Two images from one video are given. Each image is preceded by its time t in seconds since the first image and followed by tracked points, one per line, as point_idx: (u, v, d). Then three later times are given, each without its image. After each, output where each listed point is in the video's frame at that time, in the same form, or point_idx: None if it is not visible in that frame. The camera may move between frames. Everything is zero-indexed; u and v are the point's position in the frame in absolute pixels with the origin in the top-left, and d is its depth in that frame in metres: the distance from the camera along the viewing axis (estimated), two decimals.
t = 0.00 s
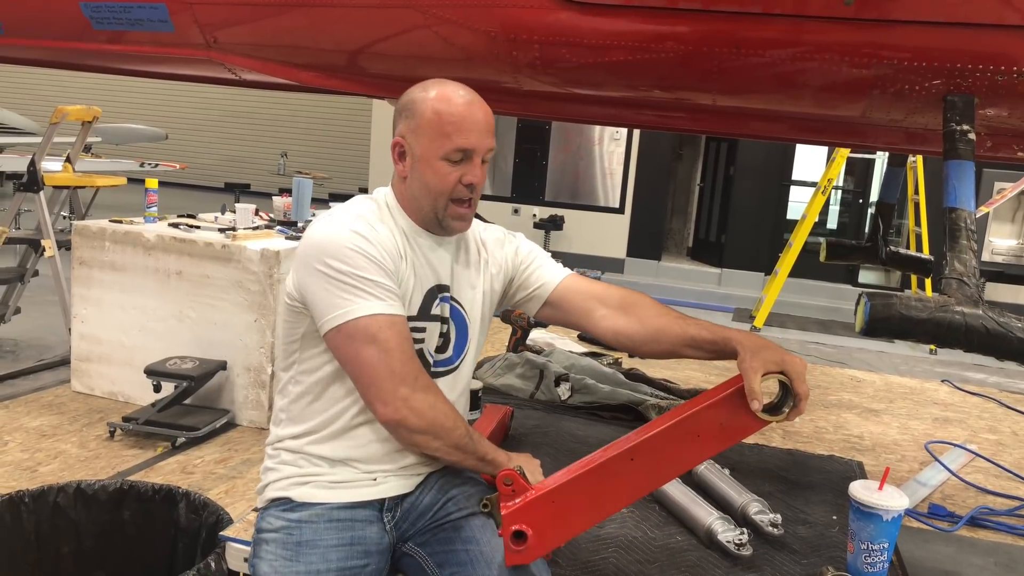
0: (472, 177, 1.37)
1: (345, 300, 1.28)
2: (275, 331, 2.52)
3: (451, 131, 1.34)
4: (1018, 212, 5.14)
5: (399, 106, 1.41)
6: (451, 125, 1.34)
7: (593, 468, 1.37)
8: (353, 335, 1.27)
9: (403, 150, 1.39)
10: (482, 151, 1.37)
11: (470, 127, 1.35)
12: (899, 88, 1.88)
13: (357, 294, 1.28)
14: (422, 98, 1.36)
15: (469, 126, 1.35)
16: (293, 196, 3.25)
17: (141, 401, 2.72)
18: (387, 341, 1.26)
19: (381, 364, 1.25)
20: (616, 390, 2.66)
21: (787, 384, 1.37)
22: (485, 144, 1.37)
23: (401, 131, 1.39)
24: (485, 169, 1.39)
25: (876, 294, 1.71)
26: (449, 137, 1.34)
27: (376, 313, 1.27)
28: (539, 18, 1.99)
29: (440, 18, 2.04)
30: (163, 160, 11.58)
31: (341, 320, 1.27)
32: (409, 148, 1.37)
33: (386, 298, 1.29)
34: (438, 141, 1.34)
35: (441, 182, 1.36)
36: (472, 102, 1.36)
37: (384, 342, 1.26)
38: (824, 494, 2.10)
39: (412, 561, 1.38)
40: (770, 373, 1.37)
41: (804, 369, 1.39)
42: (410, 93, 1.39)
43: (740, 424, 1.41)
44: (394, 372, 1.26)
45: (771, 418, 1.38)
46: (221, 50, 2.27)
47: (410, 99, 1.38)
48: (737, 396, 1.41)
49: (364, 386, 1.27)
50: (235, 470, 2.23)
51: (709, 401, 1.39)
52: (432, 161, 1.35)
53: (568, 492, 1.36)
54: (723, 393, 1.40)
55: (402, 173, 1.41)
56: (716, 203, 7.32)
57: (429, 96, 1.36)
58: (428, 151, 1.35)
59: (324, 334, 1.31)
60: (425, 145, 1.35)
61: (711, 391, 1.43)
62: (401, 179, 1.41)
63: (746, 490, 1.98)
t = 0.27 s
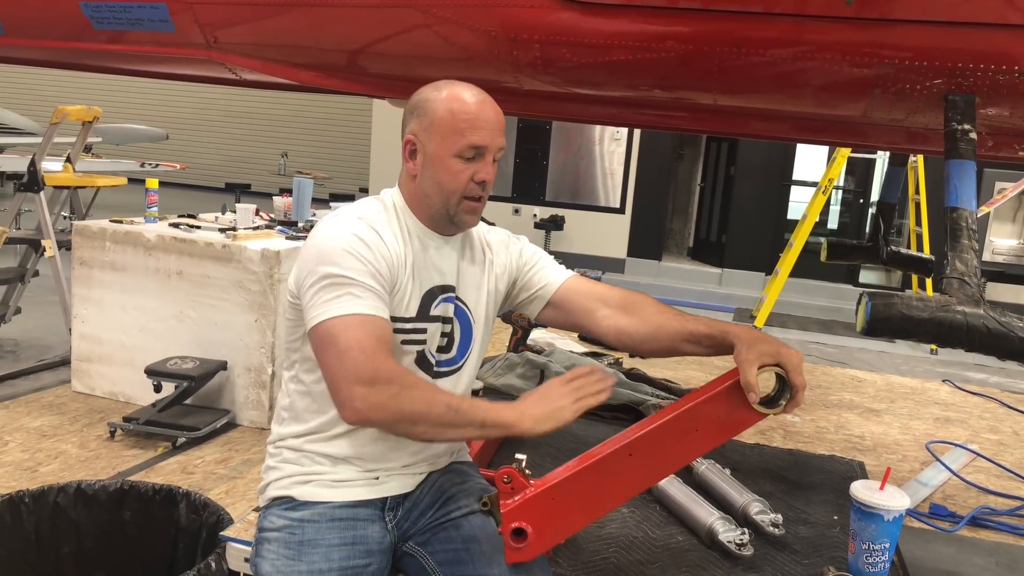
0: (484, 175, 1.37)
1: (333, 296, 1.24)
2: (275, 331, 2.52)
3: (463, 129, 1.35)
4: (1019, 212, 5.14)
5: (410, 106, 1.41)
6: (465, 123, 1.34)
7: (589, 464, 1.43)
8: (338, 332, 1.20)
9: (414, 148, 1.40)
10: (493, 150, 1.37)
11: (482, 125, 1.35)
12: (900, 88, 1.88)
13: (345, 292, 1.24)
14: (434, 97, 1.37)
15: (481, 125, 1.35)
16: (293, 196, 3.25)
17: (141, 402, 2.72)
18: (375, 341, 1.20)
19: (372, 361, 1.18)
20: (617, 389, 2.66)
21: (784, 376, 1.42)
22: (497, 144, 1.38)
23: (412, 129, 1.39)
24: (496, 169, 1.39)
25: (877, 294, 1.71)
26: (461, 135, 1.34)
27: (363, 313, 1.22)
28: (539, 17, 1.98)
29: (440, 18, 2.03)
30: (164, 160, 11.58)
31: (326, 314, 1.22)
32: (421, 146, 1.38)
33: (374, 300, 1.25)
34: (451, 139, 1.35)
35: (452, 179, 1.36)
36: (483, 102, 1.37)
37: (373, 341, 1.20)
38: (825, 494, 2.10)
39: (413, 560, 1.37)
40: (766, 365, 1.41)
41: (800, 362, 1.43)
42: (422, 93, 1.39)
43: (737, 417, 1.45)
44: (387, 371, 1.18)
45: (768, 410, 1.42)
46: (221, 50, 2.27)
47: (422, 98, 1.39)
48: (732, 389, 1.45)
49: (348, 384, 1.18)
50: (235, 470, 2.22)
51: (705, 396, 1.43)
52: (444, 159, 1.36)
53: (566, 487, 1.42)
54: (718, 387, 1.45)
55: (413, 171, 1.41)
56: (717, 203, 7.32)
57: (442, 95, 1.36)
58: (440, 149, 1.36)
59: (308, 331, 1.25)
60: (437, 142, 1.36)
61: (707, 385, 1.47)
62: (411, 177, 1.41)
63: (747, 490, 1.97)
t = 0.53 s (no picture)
0: (483, 170, 1.37)
1: (348, 289, 1.25)
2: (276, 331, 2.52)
3: (462, 124, 1.34)
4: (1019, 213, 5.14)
5: (410, 103, 1.41)
6: (464, 118, 1.34)
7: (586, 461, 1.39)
8: (359, 324, 1.22)
9: (413, 143, 1.39)
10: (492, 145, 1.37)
11: (481, 120, 1.35)
12: (901, 88, 1.88)
13: (362, 284, 1.25)
14: (434, 93, 1.37)
15: (480, 120, 1.35)
16: (294, 196, 3.25)
17: (142, 401, 2.72)
18: (397, 327, 1.21)
19: (398, 349, 1.19)
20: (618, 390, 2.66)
21: (780, 369, 1.38)
22: (496, 138, 1.37)
23: (412, 125, 1.39)
24: (495, 164, 1.39)
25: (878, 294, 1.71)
26: (460, 130, 1.34)
27: (382, 302, 1.23)
28: (541, 18, 1.98)
29: (441, 18, 2.04)
30: (164, 160, 11.58)
31: (346, 308, 1.24)
32: (420, 141, 1.37)
33: (390, 289, 1.27)
34: (450, 133, 1.35)
35: (451, 174, 1.36)
36: (482, 97, 1.37)
37: (397, 328, 1.21)
38: (825, 494, 2.10)
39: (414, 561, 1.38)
40: (761, 357, 1.38)
41: (797, 354, 1.39)
42: (421, 90, 1.39)
43: (735, 412, 1.39)
44: (413, 357, 1.18)
45: (765, 402, 1.37)
46: (222, 50, 2.28)
47: (421, 94, 1.38)
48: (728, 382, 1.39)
49: (378, 375, 1.19)
50: (236, 470, 2.23)
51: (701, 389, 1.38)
52: (444, 154, 1.35)
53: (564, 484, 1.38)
54: (712, 382, 1.39)
55: (413, 167, 1.41)
56: (717, 203, 7.32)
57: (442, 91, 1.36)
58: (440, 144, 1.35)
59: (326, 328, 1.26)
60: (436, 137, 1.35)
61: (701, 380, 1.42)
62: (411, 172, 1.41)
63: (747, 490, 1.98)
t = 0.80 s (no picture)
0: (458, 164, 1.36)
1: (359, 289, 1.24)
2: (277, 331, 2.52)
3: (445, 118, 1.37)
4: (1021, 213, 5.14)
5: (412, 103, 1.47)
6: (447, 112, 1.37)
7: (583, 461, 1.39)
8: (373, 325, 1.22)
9: (406, 140, 1.44)
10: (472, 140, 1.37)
11: (465, 116, 1.37)
12: (903, 88, 1.88)
13: (373, 284, 1.25)
14: (430, 93, 1.42)
15: (466, 116, 1.37)
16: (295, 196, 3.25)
17: (143, 401, 2.72)
18: (411, 327, 1.22)
19: (414, 350, 1.20)
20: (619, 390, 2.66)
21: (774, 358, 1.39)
22: (479, 136, 1.38)
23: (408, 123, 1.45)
24: (475, 161, 1.38)
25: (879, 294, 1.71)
26: (442, 123, 1.37)
27: (395, 302, 1.24)
28: (542, 18, 1.98)
29: (443, 18, 2.03)
30: (165, 160, 11.59)
31: (358, 309, 1.23)
32: (411, 136, 1.41)
33: (401, 289, 1.27)
34: (433, 126, 1.38)
35: (428, 165, 1.37)
36: (475, 98, 1.39)
37: (411, 329, 1.22)
38: (827, 494, 2.10)
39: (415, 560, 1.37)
40: (756, 348, 1.39)
41: (790, 343, 1.40)
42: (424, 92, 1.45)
43: (731, 403, 1.39)
44: (428, 358, 1.19)
45: (761, 391, 1.37)
46: (223, 50, 2.28)
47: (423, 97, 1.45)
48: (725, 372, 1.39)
49: (396, 377, 1.21)
50: (237, 470, 2.23)
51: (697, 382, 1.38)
52: (424, 144, 1.37)
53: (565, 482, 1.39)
54: (710, 374, 1.39)
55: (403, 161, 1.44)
56: (718, 203, 7.32)
57: (437, 91, 1.41)
58: (423, 135, 1.38)
59: (337, 329, 1.26)
60: (420, 130, 1.39)
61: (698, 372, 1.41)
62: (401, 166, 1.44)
63: (748, 490, 1.97)
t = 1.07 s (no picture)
0: (466, 173, 1.36)
1: (357, 288, 1.25)
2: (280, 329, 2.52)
3: (460, 127, 1.37)
4: None
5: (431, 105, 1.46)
6: (462, 120, 1.37)
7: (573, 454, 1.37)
8: (368, 326, 1.22)
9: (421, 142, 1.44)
10: (483, 152, 1.36)
11: (480, 128, 1.36)
12: (907, 86, 1.88)
13: (372, 283, 1.25)
14: (450, 99, 1.41)
15: (480, 126, 1.36)
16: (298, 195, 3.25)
17: (147, 399, 2.72)
18: (406, 329, 1.22)
19: (406, 353, 1.19)
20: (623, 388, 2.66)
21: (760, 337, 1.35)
22: (490, 148, 1.37)
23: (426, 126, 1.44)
24: (483, 175, 1.38)
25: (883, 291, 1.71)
26: (456, 131, 1.36)
27: (393, 300, 1.24)
28: (545, 15, 1.99)
29: (446, 16, 2.04)
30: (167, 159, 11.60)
31: (355, 308, 1.24)
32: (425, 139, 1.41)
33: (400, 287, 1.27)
34: (447, 133, 1.37)
35: (436, 170, 1.37)
36: (492, 110, 1.38)
37: (406, 331, 1.21)
38: (830, 491, 2.10)
39: (417, 558, 1.37)
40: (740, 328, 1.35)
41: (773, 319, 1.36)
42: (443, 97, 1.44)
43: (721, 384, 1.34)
44: (425, 359, 1.19)
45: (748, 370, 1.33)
46: (227, 48, 2.28)
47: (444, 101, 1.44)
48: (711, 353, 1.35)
49: (390, 378, 1.21)
50: (241, 467, 2.23)
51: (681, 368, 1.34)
52: (435, 149, 1.37)
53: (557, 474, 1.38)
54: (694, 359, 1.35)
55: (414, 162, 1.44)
56: (721, 202, 7.31)
57: (457, 97, 1.40)
58: (436, 139, 1.38)
59: (335, 326, 1.26)
60: (435, 136, 1.39)
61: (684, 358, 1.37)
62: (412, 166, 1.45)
63: (752, 488, 1.97)
